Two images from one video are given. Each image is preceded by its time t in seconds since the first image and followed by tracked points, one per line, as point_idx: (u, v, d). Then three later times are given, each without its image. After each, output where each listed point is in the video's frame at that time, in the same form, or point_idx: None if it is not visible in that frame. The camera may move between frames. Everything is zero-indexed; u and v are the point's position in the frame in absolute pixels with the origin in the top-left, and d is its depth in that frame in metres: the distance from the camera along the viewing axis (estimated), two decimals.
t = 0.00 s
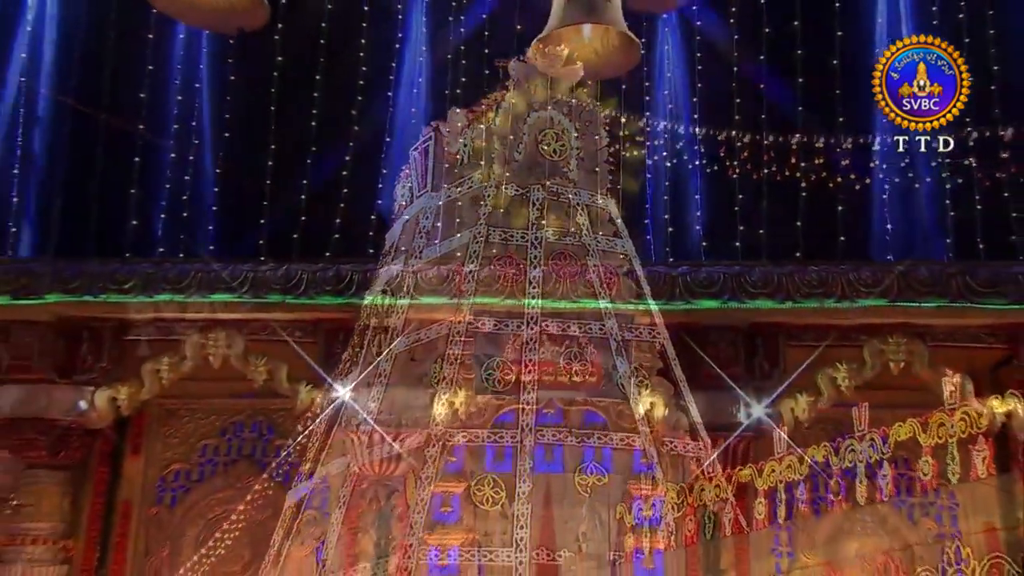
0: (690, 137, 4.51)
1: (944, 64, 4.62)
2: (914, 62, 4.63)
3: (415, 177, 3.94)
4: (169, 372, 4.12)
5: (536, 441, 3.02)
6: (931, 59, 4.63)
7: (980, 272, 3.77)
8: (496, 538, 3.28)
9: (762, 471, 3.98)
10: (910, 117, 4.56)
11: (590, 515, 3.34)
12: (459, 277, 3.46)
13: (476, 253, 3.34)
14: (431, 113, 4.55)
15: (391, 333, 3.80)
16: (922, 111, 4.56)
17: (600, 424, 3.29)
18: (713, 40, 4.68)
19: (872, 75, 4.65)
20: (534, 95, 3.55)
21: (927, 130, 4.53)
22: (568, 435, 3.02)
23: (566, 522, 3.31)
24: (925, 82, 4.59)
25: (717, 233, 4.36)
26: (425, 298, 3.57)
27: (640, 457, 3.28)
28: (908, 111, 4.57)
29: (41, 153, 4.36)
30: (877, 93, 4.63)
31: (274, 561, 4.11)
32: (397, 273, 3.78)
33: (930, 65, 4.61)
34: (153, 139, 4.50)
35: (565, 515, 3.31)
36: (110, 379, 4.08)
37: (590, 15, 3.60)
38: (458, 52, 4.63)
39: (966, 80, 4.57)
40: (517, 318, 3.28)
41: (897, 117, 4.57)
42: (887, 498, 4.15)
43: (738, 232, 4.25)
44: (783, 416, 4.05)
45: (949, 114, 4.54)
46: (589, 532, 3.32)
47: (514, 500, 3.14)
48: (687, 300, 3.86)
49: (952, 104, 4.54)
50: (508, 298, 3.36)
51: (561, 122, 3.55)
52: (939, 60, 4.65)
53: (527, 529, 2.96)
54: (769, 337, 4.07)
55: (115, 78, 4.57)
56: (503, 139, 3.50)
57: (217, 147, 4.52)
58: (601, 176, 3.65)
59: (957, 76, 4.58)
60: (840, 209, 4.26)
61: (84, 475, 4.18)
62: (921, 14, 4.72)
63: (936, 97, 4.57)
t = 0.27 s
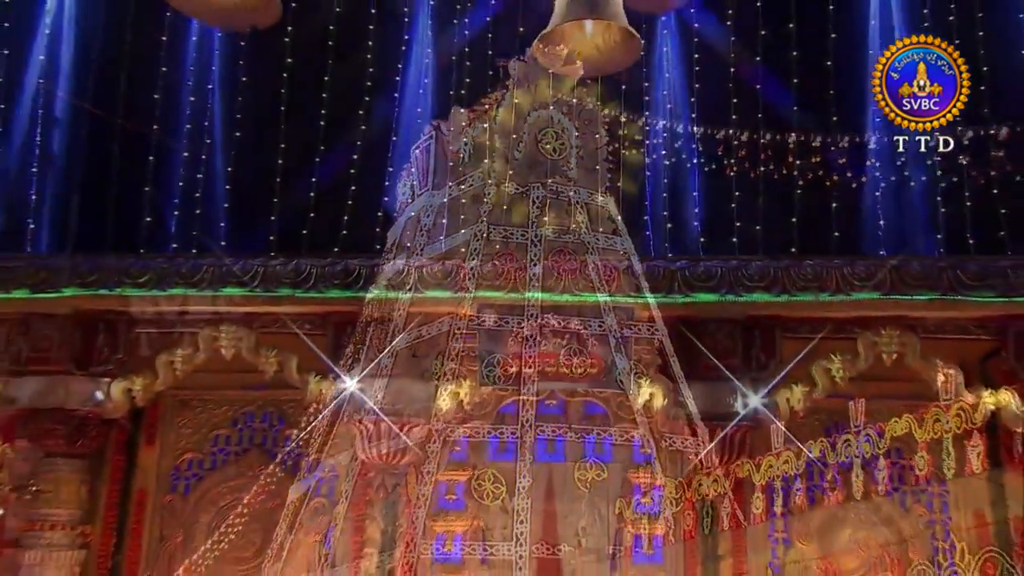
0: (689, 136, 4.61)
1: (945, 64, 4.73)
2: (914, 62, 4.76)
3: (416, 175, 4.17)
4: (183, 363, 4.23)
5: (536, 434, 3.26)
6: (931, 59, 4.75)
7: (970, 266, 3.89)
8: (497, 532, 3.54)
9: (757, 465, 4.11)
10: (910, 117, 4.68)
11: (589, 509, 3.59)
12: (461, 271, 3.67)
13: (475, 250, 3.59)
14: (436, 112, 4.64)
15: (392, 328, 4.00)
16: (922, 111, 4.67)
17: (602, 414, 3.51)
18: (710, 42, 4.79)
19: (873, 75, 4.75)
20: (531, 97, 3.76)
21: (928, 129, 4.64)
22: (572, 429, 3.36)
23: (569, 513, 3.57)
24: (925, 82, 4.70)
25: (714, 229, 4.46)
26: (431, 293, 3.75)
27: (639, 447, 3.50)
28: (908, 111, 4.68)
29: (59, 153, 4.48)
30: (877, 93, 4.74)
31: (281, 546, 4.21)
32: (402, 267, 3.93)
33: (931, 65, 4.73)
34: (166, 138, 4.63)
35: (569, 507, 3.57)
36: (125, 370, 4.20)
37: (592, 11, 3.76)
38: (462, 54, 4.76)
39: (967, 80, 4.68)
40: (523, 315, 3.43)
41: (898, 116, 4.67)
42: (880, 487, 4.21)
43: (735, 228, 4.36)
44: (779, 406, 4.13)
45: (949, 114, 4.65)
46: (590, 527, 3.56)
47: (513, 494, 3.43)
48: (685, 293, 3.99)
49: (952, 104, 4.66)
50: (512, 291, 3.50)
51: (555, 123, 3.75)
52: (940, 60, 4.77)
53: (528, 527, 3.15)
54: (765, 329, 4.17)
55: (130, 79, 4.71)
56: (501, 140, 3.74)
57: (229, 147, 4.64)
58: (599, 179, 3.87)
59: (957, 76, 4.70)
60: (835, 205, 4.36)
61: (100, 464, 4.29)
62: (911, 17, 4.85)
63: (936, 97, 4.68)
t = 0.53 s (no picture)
0: (686, 134, 4.73)
1: (944, 64, 4.84)
2: (914, 62, 4.86)
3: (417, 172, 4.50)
4: (196, 352, 4.33)
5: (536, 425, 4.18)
6: (931, 59, 4.85)
7: (958, 258, 4.02)
8: (505, 519, 4.35)
9: (754, 449, 4.31)
10: (910, 117, 4.80)
11: (589, 502, 4.39)
12: (467, 262, 3.96)
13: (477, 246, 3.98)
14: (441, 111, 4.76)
15: (392, 321, 4.22)
16: (922, 111, 4.79)
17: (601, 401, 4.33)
18: (707, 42, 4.89)
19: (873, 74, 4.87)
20: (534, 95, 4.29)
21: (928, 129, 4.76)
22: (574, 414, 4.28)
23: (570, 507, 4.39)
24: (925, 82, 4.82)
25: (711, 225, 4.61)
26: (439, 285, 3.96)
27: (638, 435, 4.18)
28: (908, 111, 4.80)
29: (77, 149, 4.62)
30: (878, 94, 4.84)
31: (295, 527, 4.41)
32: (409, 260, 4.08)
33: (930, 65, 4.83)
34: (180, 136, 4.77)
35: (570, 499, 4.41)
36: (141, 359, 4.34)
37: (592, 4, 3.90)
38: (466, 54, 4.88)
39: (966, 80, 4.79)
40: (528, 305, 4.00)
41: (898, 117, 4.80)
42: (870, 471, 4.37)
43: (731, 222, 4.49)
44: (774, 393, 4.26)
45: (949, 113, 4.76)
46: (588, 519, 4.36)
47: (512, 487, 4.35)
48: (684, 285, 4.09)
49: (951, 105, 4.76)
50: (516, 283, 3.90)
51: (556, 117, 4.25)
52: (939, 59, 4.87)
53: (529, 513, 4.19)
54: (761, 319, 4.30)
55: (145, 79, 4.87)
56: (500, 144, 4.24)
57: (241, 145, 4.78)
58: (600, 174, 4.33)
59: (957, 76, 4.80)
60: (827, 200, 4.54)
61: (117, 449, 4.44)
62: (901, 21, 4.94)
63: (936, 97, 4.80)
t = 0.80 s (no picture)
0: (684, 129, 4.86)
1: (944, 64, 4.93)
2: (914, 62, 4.97)
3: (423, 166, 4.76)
4: (209, 338, 4.46)
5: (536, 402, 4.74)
6: (931, 59, 4.95)
7: (947, 246, 4.13)
8: (508, 504, 4.61)
9: (749, 429, 4.53)
10: (910, 117, 4.89)
11: (589, 496, 4.66)
12: (471, 249, 4.17)
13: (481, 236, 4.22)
14: (445, 105, 4.91)
15: (394, 312, 4.38)
16: (922, 111, 4.88)
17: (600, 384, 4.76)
18: (702, 38, 5.04)
19: (874, 75, 4.97)
20: (537, 92, 4.78)
21: (928, 129, 4.84)
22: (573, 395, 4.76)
23: (571, 501, 4.64)
24: (924, 82, 4.91)
25: (709, 218, 4.70)
26: (444, 270, 4.16)
27: (637, 416, 4.65)
28: (908, 111, 4.90)
29: (94, 143, 4.83)
30: (878, 93, 4.95)
31: (302, 509, 4.59)
32: (414, 249, 4.23)
33: (930, 66, 4.93)
34: (192, 128, 4.89)
35: (575, 491, 4.66)
36: (155, 345, 4.45)
37: None
38: (470, 50, 5.03)
39: (966, 80, 4.89)
40: (531, 293, 4.29)
41: (898, 117, 4.90)
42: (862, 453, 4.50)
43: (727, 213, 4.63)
44: (768, 378, 4.41)
45: (949, 113, 4.84)
46: (588, 513, 4.62)
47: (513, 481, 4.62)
48: (680, 272, 4.20)
49: (951, 104, 4.85)
50: (518, 270, 4.17)
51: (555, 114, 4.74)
52: (939, 60, 4.96)
53: (529, 506, 4.58)
54: (755, 306, 4.45)
55: (159, 74, 4.99)
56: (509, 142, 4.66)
57: (250, 138, 4.89)
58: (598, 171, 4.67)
59: (956, 76, 4.89)
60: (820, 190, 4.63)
61: (133, 433, 4.59)
62: (892, 12, 5.05)
63: (936, 97, 4.89)
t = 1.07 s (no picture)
0: (681, 119, 4.98)
1: (944, 64, 4.96)
2: (914, 62, 4.99)
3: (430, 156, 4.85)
4: (219, 324, 4.52)
5: (538, 385, 4.86)
6: (931, 60, 4.98)
7: (937, 233, 4.21)
8: (510, 489, 4.72)
9: (744, 409, 4.69)
10: (910, 117, 4.91)
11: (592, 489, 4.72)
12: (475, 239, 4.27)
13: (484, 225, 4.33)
14: (449, 97, 5.04)
15: (400, 297, 4.50)
16: (922, 111, 4.89)
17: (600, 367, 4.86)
18: (700, 31, 5.14)
19: (874, 74, 4.99)
20: (543, 80, 4.93)
21: (927, 129, 4.86)
22: (574, 377, 4.86)
23: (571, 493, 4.69)
24: (924, 82, 4.94)
25: (705, 204, 4.84)
26: (447, 258, 4.27)
27: (635, 400, 4.81)
28: (908, 111, 4.91)
29: (107, 134, 4.95)
30: (878, 93, 4.97)
31: (311, 489, 4.71)
32: (418, 236, 4.32)
33: (930, 66, 4.96)
34: (202, 119, 5.01)
35: (575, 480, 4.71)
36: (167, 330, 4.56)
37: None
38: (473, 43, 5.17)
39: (965, 80, 4.91)
40: (533, 279, 4.41)
41: (898, 116, 4.92)
42: (852, 433, 4.62)
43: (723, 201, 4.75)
44: (762, 361, 4.49)
45: (949, 113, 4.86)
46: (587, 506, 4.68)
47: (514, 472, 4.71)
48: (677, 259, 4.30)
49: (951, 104, 4.86)
50: (519, 257, 4.27)
51: (554, 109, 4.85)
52: (939, 60, 4.98)
53: (529, 497, 4.69)
54: (750, 292, 4.56)
55: (170, 66, 5.11)
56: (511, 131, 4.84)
57: (259, 128, 4.99)
58: (595, 162, 4.79)
59: (957, 76, 4.91)
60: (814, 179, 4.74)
61: (147, 413, 4.75)
62: (883, 8, 5.10)
63: (936, 97, 4.91)
